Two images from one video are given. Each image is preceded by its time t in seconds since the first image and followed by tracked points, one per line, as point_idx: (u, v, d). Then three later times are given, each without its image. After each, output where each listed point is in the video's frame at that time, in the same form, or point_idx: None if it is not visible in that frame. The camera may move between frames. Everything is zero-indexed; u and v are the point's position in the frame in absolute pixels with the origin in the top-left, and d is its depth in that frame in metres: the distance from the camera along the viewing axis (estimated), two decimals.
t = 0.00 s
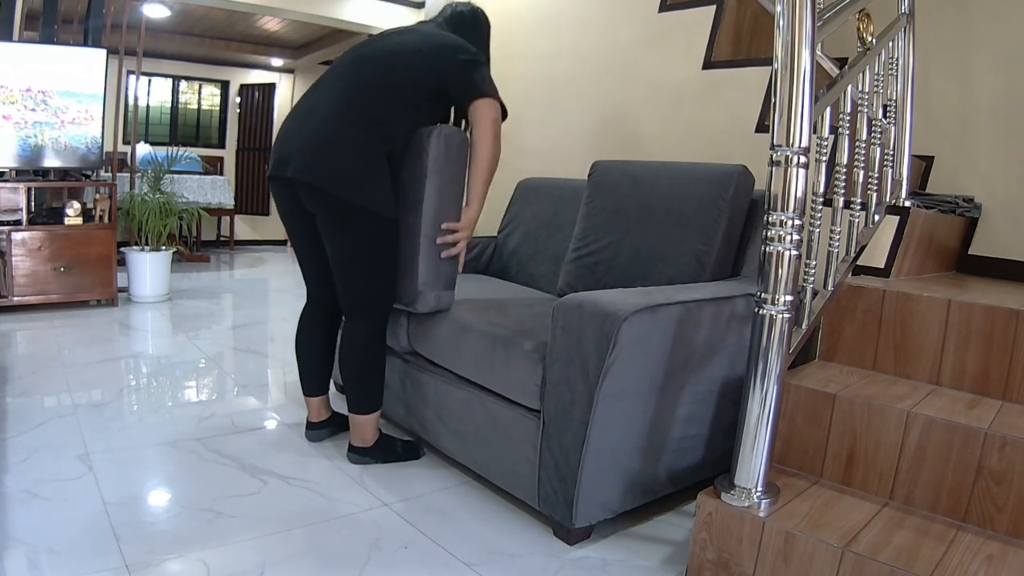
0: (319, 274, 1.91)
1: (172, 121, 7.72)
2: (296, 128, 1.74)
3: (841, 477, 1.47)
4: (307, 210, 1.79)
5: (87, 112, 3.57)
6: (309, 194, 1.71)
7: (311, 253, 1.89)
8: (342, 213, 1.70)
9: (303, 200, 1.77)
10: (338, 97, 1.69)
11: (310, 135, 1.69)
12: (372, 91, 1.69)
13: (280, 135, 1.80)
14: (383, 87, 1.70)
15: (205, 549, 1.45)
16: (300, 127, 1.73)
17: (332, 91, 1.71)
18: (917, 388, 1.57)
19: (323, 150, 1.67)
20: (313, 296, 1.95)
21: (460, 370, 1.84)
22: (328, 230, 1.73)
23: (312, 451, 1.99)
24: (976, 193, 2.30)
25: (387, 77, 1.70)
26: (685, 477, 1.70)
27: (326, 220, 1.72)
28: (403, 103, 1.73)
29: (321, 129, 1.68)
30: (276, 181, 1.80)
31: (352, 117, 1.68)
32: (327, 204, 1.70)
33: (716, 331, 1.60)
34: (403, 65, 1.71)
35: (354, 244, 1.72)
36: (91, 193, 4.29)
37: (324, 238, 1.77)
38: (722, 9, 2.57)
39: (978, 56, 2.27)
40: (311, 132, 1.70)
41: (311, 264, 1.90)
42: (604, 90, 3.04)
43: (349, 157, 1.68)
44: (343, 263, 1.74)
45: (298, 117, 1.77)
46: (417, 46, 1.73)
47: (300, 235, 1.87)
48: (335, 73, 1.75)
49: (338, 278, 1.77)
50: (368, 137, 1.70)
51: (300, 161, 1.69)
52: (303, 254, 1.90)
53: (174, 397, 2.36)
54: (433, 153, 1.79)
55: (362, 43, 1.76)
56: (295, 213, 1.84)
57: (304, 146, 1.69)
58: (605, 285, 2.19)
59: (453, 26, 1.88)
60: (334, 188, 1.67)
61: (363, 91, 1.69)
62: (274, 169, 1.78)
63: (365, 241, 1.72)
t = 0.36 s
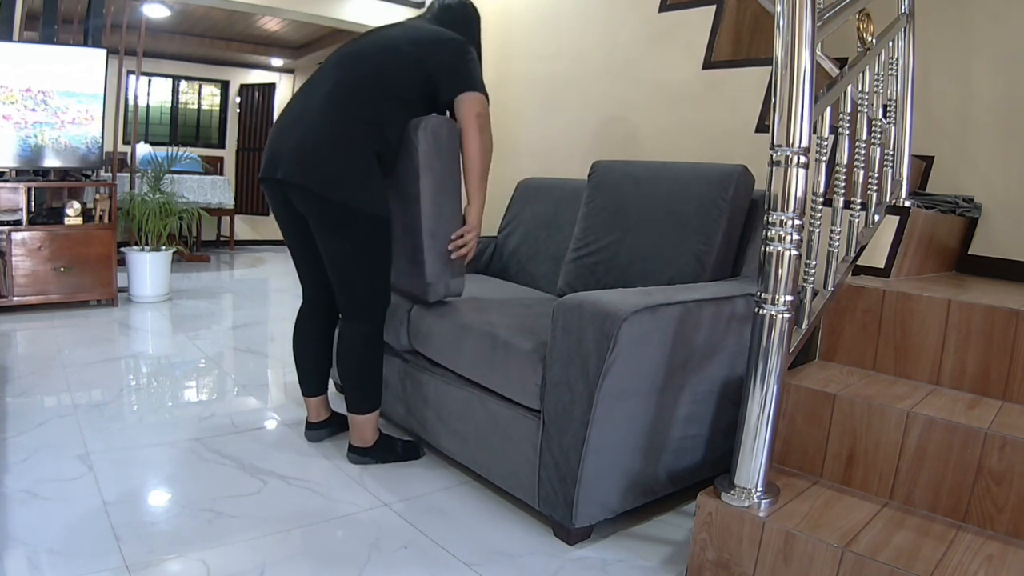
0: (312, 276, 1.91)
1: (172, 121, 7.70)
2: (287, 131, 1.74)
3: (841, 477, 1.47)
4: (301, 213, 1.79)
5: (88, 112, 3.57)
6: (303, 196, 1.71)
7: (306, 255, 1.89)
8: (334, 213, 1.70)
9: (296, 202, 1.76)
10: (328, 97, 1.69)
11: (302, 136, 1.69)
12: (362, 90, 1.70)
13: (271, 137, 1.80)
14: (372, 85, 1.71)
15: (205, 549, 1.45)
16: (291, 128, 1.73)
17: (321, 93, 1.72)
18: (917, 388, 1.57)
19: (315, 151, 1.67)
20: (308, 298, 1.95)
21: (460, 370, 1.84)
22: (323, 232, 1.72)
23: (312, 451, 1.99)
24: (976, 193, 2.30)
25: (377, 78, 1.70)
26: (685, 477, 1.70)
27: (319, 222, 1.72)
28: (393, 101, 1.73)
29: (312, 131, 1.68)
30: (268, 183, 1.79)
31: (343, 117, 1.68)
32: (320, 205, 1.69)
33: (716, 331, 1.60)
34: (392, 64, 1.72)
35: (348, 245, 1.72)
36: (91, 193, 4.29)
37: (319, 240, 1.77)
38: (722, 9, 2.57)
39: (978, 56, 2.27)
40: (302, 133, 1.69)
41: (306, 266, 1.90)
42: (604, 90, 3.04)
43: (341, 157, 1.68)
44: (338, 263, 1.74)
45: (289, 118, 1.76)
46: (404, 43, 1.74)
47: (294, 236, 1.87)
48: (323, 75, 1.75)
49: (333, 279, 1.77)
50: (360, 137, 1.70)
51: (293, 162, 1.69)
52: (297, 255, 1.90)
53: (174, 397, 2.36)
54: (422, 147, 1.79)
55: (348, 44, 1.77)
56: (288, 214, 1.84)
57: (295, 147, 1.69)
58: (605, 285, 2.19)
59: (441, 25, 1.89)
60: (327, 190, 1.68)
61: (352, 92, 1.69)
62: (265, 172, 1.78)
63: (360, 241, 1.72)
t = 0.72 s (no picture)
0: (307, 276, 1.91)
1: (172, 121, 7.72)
2: (286, 127, 1.73)
3: (841, 477, 1.47)
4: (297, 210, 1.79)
5: (88, 112, 3.57)
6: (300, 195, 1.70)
7: (301, 253, 1.88)
8: (331, 213, 1.69)
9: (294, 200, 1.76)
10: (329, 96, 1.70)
11: (302, 134, 1.69)
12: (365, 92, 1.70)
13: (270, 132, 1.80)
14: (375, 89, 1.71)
15: (205, 549, 1.45)
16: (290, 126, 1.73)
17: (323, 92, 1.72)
18: (918, 388, 1.57)
19: (314, 149, 1.67)
20: (302, 298, 1.95)
21: (459, 371, 1.84)
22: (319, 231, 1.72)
23: (312, 451, 1.99)
24: (976, 193, 2.30)
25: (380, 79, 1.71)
26: (685, 477, 1.70)
27: (315, 220, 1.72)
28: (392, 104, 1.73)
29: (312, 129, 1.68)
30: (266, 179, 1.79)
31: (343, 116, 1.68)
32: (317, 204, 1.69)
33: (716, 331, 1.60)
34: (394, 67, 1.72)
35: (343, 245, 1.71)
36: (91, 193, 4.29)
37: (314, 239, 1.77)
38: (722, 9, 2.57)
39: (978, 56, 2.27)
40: (301, 130, 1.70)
41: (300, 265, 1.90)
42: (604, 90, 3.04)
43: (339, 157, 1.68)
44: (333, 262, 1.74)
45: (289, 115, 1.76)
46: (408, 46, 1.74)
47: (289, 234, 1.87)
48: (324, 72, 1.74)
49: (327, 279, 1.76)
50: (359, 138, 1.70)
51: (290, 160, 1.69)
52: (291, 253, 1.90)
53: (174, 397, 2.35)
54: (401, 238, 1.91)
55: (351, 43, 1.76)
56: (284, 212, 1.83)
57: (294, 144, 1.69)
58: (605, 285, 2.19)
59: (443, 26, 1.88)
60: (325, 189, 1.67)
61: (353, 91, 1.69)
62: (263, 169, 1.77)
63: (355, 241, 1.72)
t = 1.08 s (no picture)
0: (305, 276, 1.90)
1: (172, 121, 7.73)
2: (303, 123, 1.74)
3: (841, 477, 1.47)
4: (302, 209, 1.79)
5: (88, 112, 3.58)
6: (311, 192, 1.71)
7: (300, 253, 1.87)
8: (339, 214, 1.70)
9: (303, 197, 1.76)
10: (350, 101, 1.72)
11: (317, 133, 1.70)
12: (388, 104, 1.72)
13: (283, 128, 1.80)
14: (400, 105, 1.74)
15: (205, 549, 1.45)
16: (306, 124, 1.74)
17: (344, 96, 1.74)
18: (917, 388, 1.57)
19: (329, 148, 1.68)
20: (300, 298, 1.94)
21: (460, 371, 1.84)
22: (325, 229, 1.72)
23: (312, 451, 1.99)
24: (976, 193, 2.29)
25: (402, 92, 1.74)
26: (685, 478, 1.70)
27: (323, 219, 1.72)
28: (414, 123, 1.77)
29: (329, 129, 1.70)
30: (274, 173, 1.79)
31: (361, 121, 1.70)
32: (326, 203, 1.70)
33: (716, 330, 1.60)
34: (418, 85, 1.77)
35: (348, 247, 1.71)
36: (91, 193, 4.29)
37: (317, 239, 1.77)
38: (722, 9, 2.57)
39: (977, 56, 2.27)
40: (317, 129, 1.71)
41: (300, 264, 1.89)
42: (604, 90, 3.04)
43: (353, 160, 1.69)
44: (337, 264, 1.73)
45: (304, 113, 1.77)
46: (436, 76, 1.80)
47: (290, 232, 1.86)
48: (348, 79, 1.76)
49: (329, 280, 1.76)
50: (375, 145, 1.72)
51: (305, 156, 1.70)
52: (292, 252, 1.89)
53: (174, 397, 2.36)
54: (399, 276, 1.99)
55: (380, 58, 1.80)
56: (287, 209, 1.83)
57: (309, 142, 1.70)
58: (604, 285, 2.19)
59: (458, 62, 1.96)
60: (338, 191, 1.69)
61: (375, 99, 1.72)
62: (274, 162, 1.77)
63: (360, 244, 1.72)
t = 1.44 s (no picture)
0: (309, 276, 1.89)
1: (172, 121, 7.73)
2: (317, 121, 1.74)
3: (841, 477, 1.47)
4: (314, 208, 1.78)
5: (88, 112, 3.58)
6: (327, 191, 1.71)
7: (305, 253, 1.86)
8: (354, 215, 1.70)
9: (314, 195, 1.76)
10: (369, 102, 1.72)
11: (335, 132, 1.70)
12: (405, 108, 1.74)
13: (295, 127, 1.80)
14: (415, 111, 1.76)
15: (205, 549, 1.45)
16: (321, 123, 1.73)
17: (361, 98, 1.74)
18: (917, 388, 1.57)
19: (347, 148, 1.68)
20: (305, 298, 1.93)
21: (460, 371, 1.84)
22: (338, 229, 1.72)
23: (312, 451, 1.99)
24: (976, 193, 2.29)
25: (417, 99, 1.77)
26: (685, 477, 1.70)
27: (336, 219, 1.72)
28: (426, 130, 1.80)
29: (347, 129, 1.70)
30: (285, 171, 1.78)
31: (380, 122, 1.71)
32: (342, 203, 1.70)
33: (716, 330, 1.60)
34: (431, 94, 1.80)
35: (361, 247, 1.71)
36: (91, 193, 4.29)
37: (328, 239, 1.76)
38: (722, 9, 2.57)
39: (977, 56, 2.27)
40: (334, 130, 1.71)
41: (305, 264, 1.88)
42: (604, 90, 3.04)
43: (371, 161, 1.69)
44: (348, 264, 1.73)
45: (317, 113, 1.77)
46: (449, 87, 1.84)
47: (296, 231, 1.84)
48: (366, 81, 1.78)
49: (339, 280, 1.75)
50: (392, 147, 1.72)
51: (322, 156, 1.70)
52: (297, 252, 1.88)
53: (173, 397, 2.36)
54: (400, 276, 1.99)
55: (394, 66, 1.83)
56: (296, 208, 1.81)
57: (327, 142, 1.70)
58: (604, 285, 2.19)
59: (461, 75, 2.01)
60: (353, 190, 1.69)
61: (394, 102, 1.73)
62: (286, 160, 1.77)
63: (372, 246, 1.72)
